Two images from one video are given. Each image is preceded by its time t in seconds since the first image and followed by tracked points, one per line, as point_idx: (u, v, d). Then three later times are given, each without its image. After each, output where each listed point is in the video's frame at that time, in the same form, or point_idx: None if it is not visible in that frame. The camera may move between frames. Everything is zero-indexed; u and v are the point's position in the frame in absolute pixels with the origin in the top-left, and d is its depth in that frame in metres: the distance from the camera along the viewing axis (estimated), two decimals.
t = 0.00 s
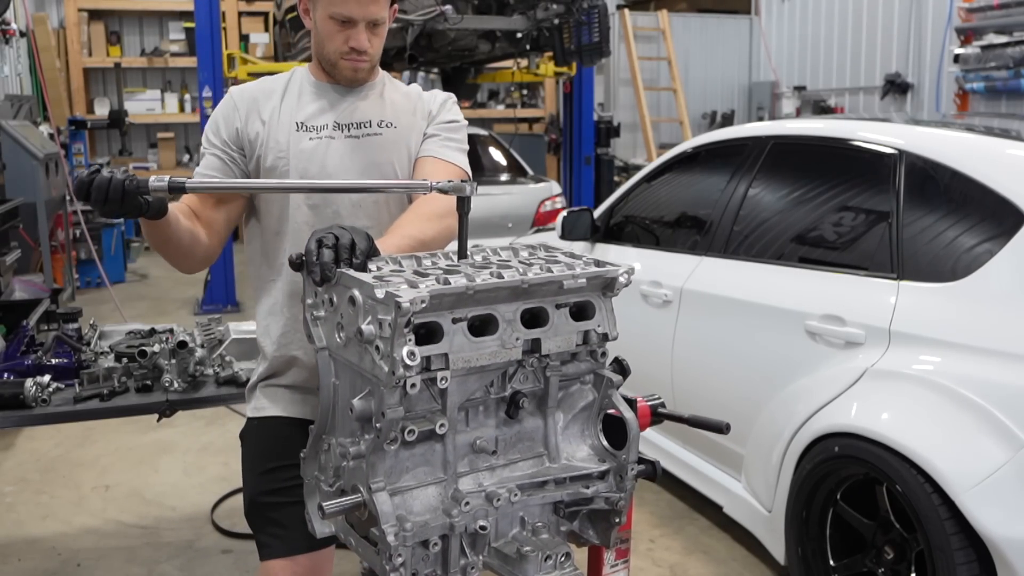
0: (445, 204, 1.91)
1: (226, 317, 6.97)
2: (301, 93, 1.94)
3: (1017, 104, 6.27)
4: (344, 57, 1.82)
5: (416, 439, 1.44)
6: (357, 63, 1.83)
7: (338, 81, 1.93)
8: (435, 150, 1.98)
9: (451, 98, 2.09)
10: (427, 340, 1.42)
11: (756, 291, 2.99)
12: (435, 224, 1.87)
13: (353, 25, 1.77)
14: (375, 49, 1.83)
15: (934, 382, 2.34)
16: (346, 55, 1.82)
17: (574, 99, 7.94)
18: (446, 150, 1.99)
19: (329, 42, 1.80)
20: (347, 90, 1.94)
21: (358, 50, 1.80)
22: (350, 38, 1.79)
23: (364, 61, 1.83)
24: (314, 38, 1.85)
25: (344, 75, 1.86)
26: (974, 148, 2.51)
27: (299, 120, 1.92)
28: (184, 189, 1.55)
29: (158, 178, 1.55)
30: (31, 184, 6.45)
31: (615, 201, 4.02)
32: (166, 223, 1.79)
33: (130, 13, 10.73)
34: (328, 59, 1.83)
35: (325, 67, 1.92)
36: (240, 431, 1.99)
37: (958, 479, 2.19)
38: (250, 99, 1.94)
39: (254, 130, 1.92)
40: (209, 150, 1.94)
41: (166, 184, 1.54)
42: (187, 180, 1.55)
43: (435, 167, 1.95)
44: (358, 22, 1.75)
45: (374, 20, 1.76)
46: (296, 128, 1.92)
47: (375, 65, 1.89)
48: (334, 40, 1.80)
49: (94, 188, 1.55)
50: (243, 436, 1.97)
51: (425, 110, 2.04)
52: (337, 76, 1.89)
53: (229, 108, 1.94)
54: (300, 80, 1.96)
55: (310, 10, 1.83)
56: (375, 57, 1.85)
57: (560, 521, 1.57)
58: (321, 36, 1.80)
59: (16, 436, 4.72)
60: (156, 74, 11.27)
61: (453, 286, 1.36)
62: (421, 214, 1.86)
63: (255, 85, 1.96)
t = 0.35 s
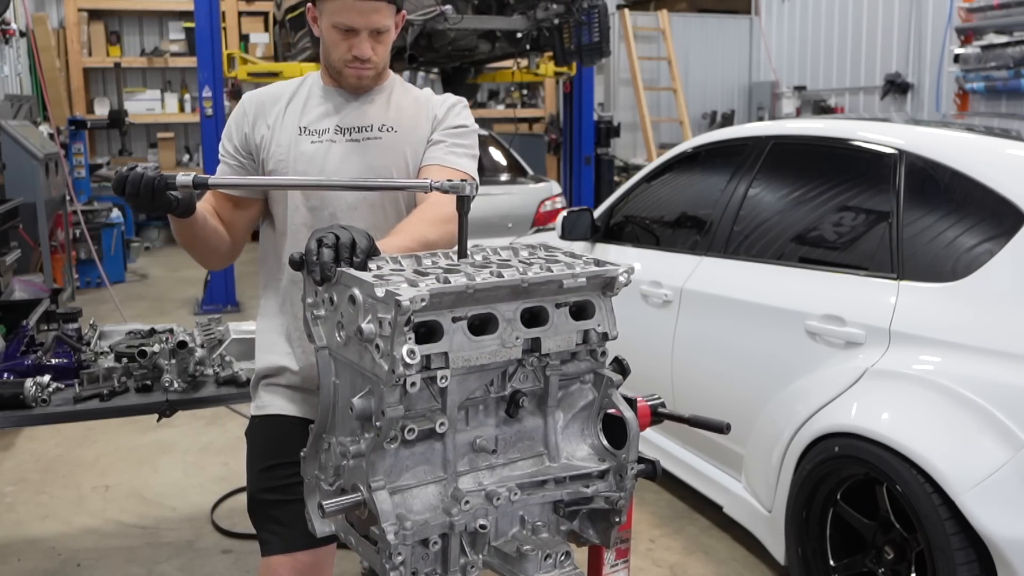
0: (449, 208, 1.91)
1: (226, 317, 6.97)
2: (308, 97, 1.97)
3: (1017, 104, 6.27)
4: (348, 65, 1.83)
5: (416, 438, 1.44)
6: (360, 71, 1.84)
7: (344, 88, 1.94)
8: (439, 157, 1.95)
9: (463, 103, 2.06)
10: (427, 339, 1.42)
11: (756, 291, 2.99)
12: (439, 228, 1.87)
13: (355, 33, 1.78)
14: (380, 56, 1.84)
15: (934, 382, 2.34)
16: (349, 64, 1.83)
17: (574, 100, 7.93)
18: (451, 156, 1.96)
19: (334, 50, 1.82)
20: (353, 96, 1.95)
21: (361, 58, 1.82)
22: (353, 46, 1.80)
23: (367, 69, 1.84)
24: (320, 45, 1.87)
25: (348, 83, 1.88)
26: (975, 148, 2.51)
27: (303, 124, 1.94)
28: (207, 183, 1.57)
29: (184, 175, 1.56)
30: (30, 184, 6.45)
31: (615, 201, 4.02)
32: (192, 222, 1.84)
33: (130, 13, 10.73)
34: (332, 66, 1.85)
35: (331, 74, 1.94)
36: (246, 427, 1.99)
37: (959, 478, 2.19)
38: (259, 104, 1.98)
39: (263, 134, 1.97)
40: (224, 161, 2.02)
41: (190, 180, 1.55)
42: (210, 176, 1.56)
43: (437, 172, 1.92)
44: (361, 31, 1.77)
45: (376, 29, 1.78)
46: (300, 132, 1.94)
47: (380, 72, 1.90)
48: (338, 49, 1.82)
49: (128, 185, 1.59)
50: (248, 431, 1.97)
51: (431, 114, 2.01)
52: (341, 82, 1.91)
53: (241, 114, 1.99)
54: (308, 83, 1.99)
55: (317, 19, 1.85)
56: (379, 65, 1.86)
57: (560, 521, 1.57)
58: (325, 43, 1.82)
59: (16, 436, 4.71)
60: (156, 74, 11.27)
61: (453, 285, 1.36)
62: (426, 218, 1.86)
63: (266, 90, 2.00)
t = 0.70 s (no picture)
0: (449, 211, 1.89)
1: (226, 317, 6.97)
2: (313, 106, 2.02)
3: (1017, 104, 6.26)
4: (343, 80, 1.87)
5: (416, 437, 1.44)
6: (356, 85, 1.88)
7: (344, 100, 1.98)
8: (440, 162, 1.92)
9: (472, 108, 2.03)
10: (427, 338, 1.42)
11: (756, 291, 2.99)
12: (441, 230, 1.86)
13: (346, 49, 1.82)
14: (373, 69, 1.87)
15: (934, 382, 2.34)
16: (344, 78, 1.87)
17: (574, 100, 7.93)
18: (452, 160, 1.93)
19: (328, 67, 1.87)
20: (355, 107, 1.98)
21: (355, 73, 1.85)
22: (345, 62, 1.84)
23: (363, 82, 1.88)
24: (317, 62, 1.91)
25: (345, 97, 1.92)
26: (974, 148, 2.51)
27: (307, 133, 1.99)
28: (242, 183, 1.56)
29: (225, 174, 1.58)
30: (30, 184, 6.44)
31: (615, 201, 4.01)
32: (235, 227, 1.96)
33: (130, 13, 10.73)
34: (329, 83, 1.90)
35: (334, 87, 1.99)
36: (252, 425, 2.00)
37: (958, 479, 2.19)
38: (274, 113, 2.05)
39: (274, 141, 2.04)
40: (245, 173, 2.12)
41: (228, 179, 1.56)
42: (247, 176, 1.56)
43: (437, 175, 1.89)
44: (350, 47, 1.80)
45: (366, 43, 1.81)
46: (304, 141, 1.99)
47: (378, 84, 1.93)
48: (332, 66, 1.86)
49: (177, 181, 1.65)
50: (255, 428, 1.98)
51: (431, 119, 2.00)
52: (338, 95, 1.95)
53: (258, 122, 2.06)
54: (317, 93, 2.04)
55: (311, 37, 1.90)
56: (375, 77, 1.89)
57: (560, 520, 1.57)
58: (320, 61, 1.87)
59: (15, 436, 4.71)
60: (156, 74, 11.27)
61: (453, 285, 1.36)
62: (428, 219, 1.86)
63: (279, 100, 2.07)
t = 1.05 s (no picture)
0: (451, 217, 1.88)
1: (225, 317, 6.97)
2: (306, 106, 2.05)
3: (1017, 104, 6.26)
4: (332, 84, 1.90)
5: (419, 436, 1.43)
6: (345, 88, 1.90)
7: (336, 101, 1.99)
8: (435, 167, 1.91)
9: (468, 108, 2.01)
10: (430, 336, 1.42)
11: (757, 291, 2.98)
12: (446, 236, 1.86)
13: (332, 53, 1.84)
14: (362, 72, 1.89)
15: (935, 382, 2.34)
16: (333, 83, 1.89)
17: (574, 100, 7.93)
18: (449, 166, 1.91)
19: (316, 72, 1.89)
20: (345, 109, 2.00)
21: (342, 76, 1.87)
22: (331, 66, 1.85)
23: (351, 85, 1.90)
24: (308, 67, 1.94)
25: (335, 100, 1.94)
26: (974, 148, 2.51)
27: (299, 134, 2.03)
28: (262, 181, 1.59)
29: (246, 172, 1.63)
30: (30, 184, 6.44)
31: (615, 201, 4.01)
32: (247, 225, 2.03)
33: (130, 13, 10.73)
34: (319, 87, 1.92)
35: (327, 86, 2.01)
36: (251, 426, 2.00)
37: (958, 479, 2.19)
38: (274, 111, 2.11)
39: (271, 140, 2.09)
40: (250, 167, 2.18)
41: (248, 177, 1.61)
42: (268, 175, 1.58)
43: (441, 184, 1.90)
44: (336, 51, 1.82)
45: (350, 46, 1.83)
46: (296, 142, 2.03)
47: (367, 86, 1.94)
48: (320, 70, 1.88)
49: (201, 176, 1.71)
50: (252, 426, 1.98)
51: (425, 120, 1.97)
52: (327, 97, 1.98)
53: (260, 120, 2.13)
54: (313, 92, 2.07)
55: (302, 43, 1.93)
56: (364, 79, 1.91)
57: (561, 519, 1.57)
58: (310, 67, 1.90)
59: (15, 436, 4.71)
60: (156, 74, 11.27)
61: (455, 283, 1.36)
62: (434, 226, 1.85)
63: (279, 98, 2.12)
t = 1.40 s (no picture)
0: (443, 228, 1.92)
1: (225, 317, 6.97)
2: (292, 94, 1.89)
3: (1017, 104, 6.26)
4: (330, 52, 1.79)
5: (420, 445, 1.43)
6: (344, 57, 1.80)
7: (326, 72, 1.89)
8: (434, 171, 1.98)
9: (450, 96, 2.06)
10: (431, 346, 1.42)
11: (757, 292, 2.98)
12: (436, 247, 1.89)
13: (339, 16, 1.73)
14: (365, 43, 1.79)
15: (934, 382, 2.33)
16: (333, 50, 1.79)
17: (574, 100, 7.93)
18: (447, 171, 1.99)
19: (316, 35, 1.77)
20: (339, 83, 1.91)
21: (345, 45, 1.77)
22: (336, 32, 1.75)
23: (351, 56, 1.80)
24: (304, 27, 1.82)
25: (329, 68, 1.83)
26: (974, 148, 2.51)
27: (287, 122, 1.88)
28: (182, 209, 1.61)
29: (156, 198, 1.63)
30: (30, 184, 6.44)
31: (615, 201, 4.01)
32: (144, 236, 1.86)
33: (130, 12, 10.73)
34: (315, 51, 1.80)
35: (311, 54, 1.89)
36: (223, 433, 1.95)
37: (958, 479, 2.19)
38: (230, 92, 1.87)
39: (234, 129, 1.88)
40: (188, 148, 1.91)
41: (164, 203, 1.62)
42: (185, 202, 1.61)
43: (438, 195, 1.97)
44: (346, 16, 1.72)
45: (361, 14, 1.73)
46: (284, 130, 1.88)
47: (364, 57, 1.86)
48: (321, 33, 1.77)
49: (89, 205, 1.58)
50: (237, 430, 1.92)
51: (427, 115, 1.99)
52: (323, 69, 1.87)
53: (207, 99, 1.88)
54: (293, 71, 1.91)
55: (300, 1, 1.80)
56: (362, 51, 1.82)
57: (561, 525, 1.57)
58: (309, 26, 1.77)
59: (15, 436, 4.71)
60: (156, 74, 11.28)
61: (456, 295, 1.35)
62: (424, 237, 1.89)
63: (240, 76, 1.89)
